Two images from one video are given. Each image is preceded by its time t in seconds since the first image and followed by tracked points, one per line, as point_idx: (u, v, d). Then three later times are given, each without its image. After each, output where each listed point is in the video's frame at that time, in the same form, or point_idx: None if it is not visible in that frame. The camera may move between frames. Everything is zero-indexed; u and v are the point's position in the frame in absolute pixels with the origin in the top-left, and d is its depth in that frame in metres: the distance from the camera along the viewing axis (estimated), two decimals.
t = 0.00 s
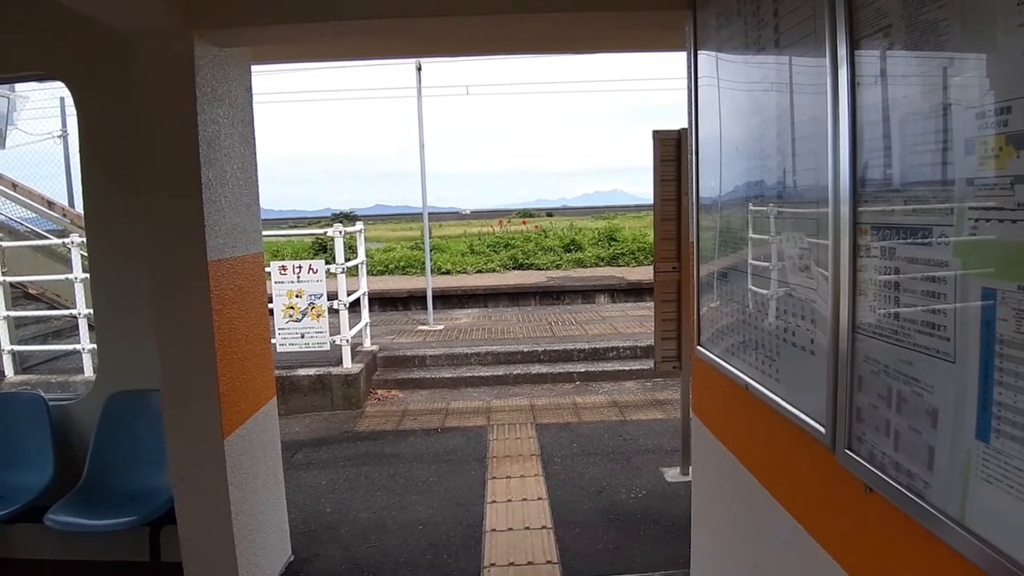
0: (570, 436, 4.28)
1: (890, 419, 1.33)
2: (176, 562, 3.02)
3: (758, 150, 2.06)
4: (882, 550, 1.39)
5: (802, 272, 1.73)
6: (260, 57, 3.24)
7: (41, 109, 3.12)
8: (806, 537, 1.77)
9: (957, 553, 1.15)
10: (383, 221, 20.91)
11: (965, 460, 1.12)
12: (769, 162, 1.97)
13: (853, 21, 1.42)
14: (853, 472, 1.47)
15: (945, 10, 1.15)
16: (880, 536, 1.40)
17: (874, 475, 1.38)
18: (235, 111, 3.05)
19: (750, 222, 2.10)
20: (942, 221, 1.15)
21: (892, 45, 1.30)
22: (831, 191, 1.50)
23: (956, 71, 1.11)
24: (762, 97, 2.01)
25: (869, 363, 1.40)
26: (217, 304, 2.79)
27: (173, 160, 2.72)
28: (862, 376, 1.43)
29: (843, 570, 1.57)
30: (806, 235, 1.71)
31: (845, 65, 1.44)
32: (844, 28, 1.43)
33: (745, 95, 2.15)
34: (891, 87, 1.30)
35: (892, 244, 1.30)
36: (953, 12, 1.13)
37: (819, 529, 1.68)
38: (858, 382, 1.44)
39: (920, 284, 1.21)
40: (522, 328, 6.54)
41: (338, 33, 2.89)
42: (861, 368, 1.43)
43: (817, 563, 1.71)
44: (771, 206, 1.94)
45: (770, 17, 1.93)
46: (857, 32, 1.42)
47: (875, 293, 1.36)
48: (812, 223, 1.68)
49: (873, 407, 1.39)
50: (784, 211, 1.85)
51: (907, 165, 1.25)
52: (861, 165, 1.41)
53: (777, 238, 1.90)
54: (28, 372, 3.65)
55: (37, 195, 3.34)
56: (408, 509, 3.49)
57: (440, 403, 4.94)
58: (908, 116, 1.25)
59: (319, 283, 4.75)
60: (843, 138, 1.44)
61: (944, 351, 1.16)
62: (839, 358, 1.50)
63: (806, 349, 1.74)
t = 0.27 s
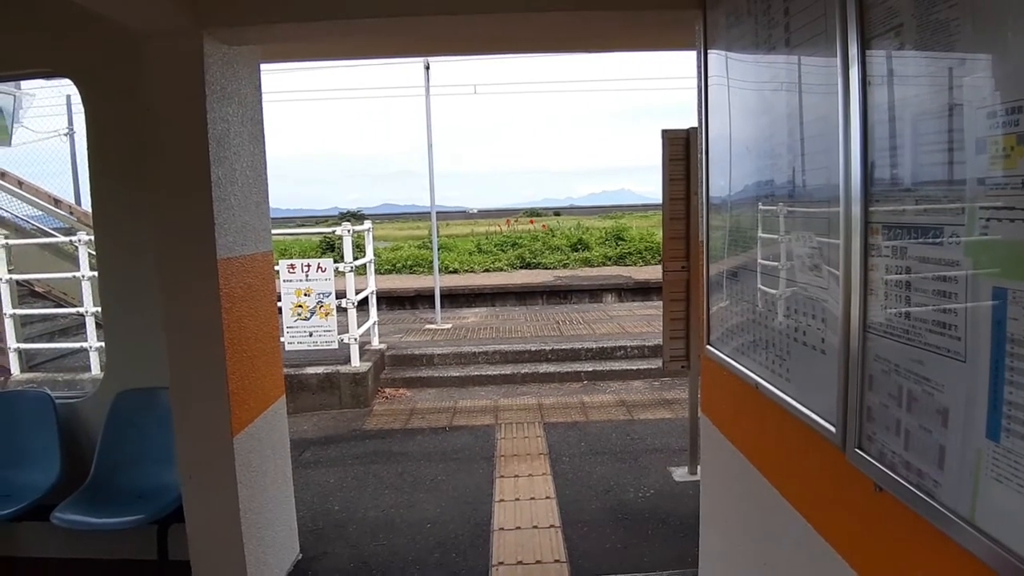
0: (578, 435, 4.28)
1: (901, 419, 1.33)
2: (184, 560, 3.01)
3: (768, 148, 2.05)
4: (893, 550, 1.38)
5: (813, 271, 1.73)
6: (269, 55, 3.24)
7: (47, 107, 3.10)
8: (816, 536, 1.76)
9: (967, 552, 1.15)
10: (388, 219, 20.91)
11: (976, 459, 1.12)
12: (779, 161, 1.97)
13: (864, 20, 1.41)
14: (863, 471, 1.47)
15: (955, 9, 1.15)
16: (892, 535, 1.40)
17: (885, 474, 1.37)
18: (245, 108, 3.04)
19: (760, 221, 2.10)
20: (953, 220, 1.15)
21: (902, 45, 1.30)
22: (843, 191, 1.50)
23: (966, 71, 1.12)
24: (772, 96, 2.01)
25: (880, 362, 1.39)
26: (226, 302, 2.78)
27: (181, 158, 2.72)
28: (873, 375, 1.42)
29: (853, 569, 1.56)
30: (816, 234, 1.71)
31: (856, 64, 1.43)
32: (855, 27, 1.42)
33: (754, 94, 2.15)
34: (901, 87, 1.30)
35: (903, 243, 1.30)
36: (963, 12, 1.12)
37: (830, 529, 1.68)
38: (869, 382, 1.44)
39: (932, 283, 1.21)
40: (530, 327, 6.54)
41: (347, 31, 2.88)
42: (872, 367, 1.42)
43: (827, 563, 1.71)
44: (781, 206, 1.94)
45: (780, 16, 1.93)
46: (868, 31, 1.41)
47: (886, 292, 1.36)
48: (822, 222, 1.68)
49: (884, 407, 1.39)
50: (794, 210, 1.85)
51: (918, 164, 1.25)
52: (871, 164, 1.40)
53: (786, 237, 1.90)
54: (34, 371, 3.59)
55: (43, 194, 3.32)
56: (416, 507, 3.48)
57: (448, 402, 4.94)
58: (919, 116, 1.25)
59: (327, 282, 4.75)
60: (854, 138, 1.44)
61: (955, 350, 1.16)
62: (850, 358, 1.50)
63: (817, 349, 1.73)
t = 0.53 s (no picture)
0: (604, 434, 4.27)
1: (934, 419, 1.31)
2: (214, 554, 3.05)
3: (800, 146, 2.02)
4: (925, 552, 1.37)
5: (845, 270, 1.70)
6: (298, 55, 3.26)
7: (78, 108, 3.16)
8: (846, 537, 1.74)
9: (1002, 554, 1.13)
10: (411, 217, 20.95)
11: (1011, 460, 1.10)
12: (810, 159, 1.94)
13: (898, 17, 1.39)
14: (895, 472, 1.44)
15: (992, 6, 1.13)
16: (923, 536, 1.38)
17: (918, 475, 1.35)
18: (275, 108, 3.07)
19: (790, 220, 2.08)
20: (989, 218, 1.13)
21: (939, 41, 1.27)
22: (876, 190, 1.47)
23: (1004, 68, 1.10)
24: (802, 94, 1.99)
25: (913, 362, 1.37)
26: (258, 300, 2.81)
27: (212, 157, 2.75)
28: (906, 375, 1.40)
29: (883, 571, 1.54)
30: (847, 233, 1.69)
31: (889, 62, 1.41)
32: (888, 23, 1.40)
33: (784, 92, 2.13)
34: (935, 84, 1.28)
35: (938, 242, 1.27)
36: (1000, 9, 1.11)
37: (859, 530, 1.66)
38: (902, 382, 1.42)
39: (967, 282, 1.19)
40: (555, 325, 6.53)
41: (376, 31, 2.90)
42: (904, 367, 1.40)
43: (856, 564, 1.68)
44: (812, 204, 1.92)
45: (811, 12, 1.90)
46: (902, 28, 1.38)
47: (920, 291, 1.33)
48: (855, 220, 1.66)
49: (918, 407, 1.37)
50: (826, 208, 1.82)
51: (954, 162, 1.23)
52: (906, 162, 1.37)
53: (816, 235, 1.88)
54: (66, 366, 3.65)
55: (75, 192, 3.36)
56: (443, 504, 3.50)
57: (474, 400, 4.95)
58: (953, 114, 1.23)
59: (355, 280, 4.78)
60: (887, 137, 1.41)
61: (990, 350, 1.14)
62: (882, 358, 1.47)
63: (849, 348, 1.71)
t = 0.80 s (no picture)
0: (655, 434, 4.23)
1: (1002, 420, 1.26)
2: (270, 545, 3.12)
3: (861, 140, 1.94)
4: (988, 558, 1.32)
5: (911, 267, 1.64)
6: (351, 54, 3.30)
7: (139, 109, 3.26)
8: (907, 540, 1.68)
9: None
10: (456, 215, 21.05)
11: None
12: (871, 153, 1.87)
13: (963, 8, 1.34)
14: (960, 475, 1.40)
15: None
16: (987, 541, 1.33)
17: (984, 478, 1.31)
18: (331, 108, 3.12)
19: (850, 216, 2.02)
20: None
21: (1007, 31, 1.22)
22: (941, 185, 1.42)
23: None
24: (862, 88, 1.91)
25: (980, 362, 1.32)
26: (314, 296, 2.87)
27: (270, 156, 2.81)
28: (972, 375, 1.35)
29: None
30: (912, 229, 1.64)
31: (955, 53, 1.36)
32: (952, 16, 1.36)
33: (843, 86, 2.06)
34: (1006, 76, 1.23)
35: (1007, 238, 1.23)
36: None
37: (924, 532, 1.58)
38: (968, 382, 1.37)
39: None
40: (603, 323, 6.49)
41: (429, 29, 2.91)
42: (971, 367, 1.35)
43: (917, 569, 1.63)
44: (873, 200, 1.85)
45: (872, 3, 1.83)
46: (967, 19, 1.34)
47: (988, 289, 1.29)
48: (921, 216, 1.60)
49: (984, 408, 1.32)
50: (890, 204, 1.75)
51: None
52: (974, 157, 1.32)
53: (875, 231, 1.83)
54: (128, 360, 3.68)
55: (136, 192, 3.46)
56: (492, 500, 3.53)
57: (523, 397, 4.96)
58: None
59: (406, 277, 4.83)
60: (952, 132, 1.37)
61: None
62: (947, 358, 1.43)
63: (913, 348, 1.64)
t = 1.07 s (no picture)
0: (719, 433, 4.17)
1: None
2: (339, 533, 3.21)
3: (940, 130, 1.78)
4: None
5: (993, 262, 1.52)
6: (416, 52, 3.34)
7: (210, 111, 3.35)
8: (984, 547, 1.59)
9: None
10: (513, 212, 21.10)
11: None
12: (953, 146, 1.71)
13: None
14: None
15: None
16: None
17: None
18: (398, 106, 3.16)
19: (926, 211, 1.85)
20: None
21: None
22: None
23: None
24: (940, 77, 1.76)
25: None
26: (383, 291, 2.92)
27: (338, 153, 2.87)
28: None
29: None
30: (991, 222, 1.53)
31: None
32: None
33: (921, 74, 1.88)
34: None
35: None
36: None
37: (1015, 556, 1.45)
38: None
39: None
40: (664, 320, 6.41)
41: (494, 26, 2.92)
42: None
43: None
44: (955, 192, 1.70)
45: None
46: None
47: None
48: (1002, 210, 1.48)
49: None
50: (972, 196, 1.61)
51: None
52: None
53: (950, 227, 1.72)
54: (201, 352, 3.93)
55: (210, 190, 3.59)
56: (555, 496, 3.54)
57: (585, 394, 4.95)
58: None
59: (468, 273, 4.87)
60: None
61: None
62: None
63: (995, 346, 1.53)
